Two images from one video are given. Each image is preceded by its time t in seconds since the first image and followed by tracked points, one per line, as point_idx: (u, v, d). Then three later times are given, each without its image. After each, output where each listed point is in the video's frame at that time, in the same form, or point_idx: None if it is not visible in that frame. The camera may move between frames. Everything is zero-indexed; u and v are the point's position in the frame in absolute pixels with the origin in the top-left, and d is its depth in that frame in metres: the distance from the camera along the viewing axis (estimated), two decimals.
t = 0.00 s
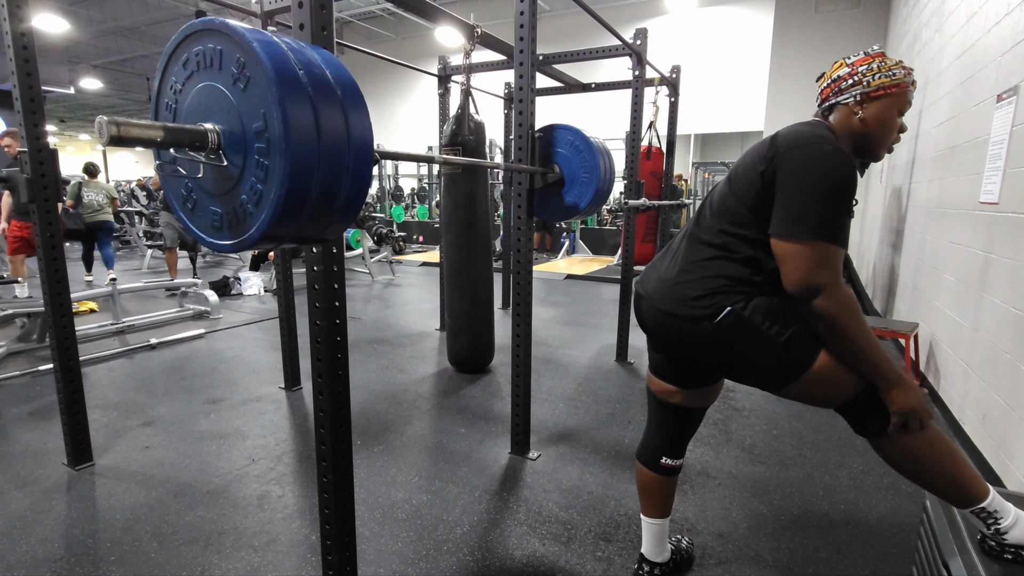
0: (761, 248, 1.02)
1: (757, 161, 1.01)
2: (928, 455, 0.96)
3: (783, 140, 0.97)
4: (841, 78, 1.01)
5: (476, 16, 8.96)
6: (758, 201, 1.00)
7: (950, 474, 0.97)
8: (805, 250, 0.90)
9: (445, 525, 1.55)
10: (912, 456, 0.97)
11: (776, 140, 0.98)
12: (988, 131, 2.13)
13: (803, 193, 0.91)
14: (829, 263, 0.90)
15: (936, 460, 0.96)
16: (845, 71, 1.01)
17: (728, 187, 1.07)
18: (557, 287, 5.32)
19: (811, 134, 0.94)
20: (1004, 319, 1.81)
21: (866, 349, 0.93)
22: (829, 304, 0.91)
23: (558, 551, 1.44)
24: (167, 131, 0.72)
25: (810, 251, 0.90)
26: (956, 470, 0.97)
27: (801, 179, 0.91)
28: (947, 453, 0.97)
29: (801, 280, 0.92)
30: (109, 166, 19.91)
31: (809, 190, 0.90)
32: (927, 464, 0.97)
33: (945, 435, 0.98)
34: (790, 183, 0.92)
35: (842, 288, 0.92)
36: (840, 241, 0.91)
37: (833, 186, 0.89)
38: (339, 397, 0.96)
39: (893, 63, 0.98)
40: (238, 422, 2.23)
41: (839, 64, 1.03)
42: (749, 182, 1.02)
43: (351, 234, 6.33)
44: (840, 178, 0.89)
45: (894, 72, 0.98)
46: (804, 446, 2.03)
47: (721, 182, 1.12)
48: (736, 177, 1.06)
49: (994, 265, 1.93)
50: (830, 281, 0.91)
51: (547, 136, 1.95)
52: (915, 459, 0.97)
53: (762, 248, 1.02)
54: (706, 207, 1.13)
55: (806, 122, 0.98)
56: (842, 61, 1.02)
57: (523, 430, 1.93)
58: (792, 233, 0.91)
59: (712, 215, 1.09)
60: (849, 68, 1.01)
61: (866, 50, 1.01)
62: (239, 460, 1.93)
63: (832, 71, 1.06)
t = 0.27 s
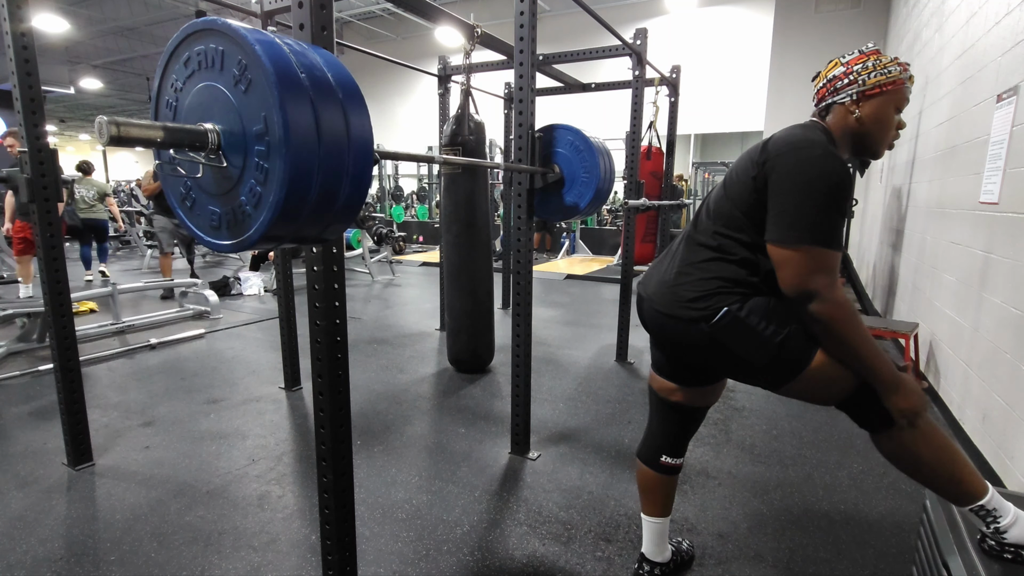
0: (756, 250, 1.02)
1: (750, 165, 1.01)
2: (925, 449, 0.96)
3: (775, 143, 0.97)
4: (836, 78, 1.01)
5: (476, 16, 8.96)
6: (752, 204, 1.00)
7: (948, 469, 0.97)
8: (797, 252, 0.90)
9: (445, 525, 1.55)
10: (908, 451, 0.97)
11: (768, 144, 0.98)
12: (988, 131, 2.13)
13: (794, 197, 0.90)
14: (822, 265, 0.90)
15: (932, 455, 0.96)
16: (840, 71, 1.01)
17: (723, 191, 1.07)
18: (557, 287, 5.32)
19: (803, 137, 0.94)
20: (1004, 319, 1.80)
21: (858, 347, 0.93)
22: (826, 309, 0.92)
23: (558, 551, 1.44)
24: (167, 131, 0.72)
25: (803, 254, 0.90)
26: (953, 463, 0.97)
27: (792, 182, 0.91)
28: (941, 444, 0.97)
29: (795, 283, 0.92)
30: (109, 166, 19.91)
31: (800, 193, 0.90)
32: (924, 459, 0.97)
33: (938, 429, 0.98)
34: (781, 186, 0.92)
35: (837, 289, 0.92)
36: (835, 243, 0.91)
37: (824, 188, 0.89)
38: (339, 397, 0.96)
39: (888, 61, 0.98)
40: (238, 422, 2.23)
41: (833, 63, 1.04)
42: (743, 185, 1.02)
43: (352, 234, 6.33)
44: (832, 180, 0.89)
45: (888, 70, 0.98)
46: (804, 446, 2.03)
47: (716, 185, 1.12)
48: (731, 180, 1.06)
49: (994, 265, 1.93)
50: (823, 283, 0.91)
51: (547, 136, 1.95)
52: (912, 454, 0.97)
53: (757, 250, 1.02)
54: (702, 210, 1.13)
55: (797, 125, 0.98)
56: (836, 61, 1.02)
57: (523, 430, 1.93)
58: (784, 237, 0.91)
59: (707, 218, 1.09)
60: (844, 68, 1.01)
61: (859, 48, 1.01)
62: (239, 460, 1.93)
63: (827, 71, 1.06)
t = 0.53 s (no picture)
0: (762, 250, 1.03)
1: (757, 169, 1.02)
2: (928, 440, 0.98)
3: (783, 147, 0.97)
4: (839, 82, 1.01)
5: (476, 16, 8.96)
6: (759, 206, 1.01)
7: (951, 461, 0.98)
8: (806, 257, 0.89)
9: (445, 525, 1.55)
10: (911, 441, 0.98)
11: (776, 149, 0.99)
12: (987, 131, 2.13)
13: (803, 201, 0.90)
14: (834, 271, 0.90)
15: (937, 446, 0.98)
16: (842, 75, 1.01)
17: (729, 193, 1.08)
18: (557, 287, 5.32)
19: (812, 141, 0.94)
20: (1004, 319, 1.80)
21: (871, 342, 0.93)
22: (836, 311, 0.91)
23: (558, 551, 1.44)
24: (166, 131, 0.72)
25: (813, 257, 0.89)
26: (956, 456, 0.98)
27: (801, 185, 0.91)
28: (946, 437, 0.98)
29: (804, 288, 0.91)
30: (109, 166, 19.91)
31: (809, 197, 0.90)
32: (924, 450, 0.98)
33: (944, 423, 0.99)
34: (790, 189, 0.93)
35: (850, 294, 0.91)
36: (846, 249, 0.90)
37: (835, 193, 0.89)
38: (339, 397, 0.96)
39: (890, 62, 0.98)
40: (238, 422, 2.23)
41: (835, 68, 1.04)
42: (751, 188, 1.02)
43: (351, 234, 6.33)
44: (842, 184, 0.89)
45: (892, 72, 0.98)
46: (804, 446, 2.03)
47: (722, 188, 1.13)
48: (738, 184, 1.07)
49: (994, 265, 1.93)
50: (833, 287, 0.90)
51: (547, 136, 1.95)
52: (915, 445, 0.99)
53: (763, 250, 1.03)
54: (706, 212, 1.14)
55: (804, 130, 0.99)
56: (838, 65, 1.02)
57: (523, 430, 1.93)
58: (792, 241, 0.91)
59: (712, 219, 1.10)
60: (847, 72, 1.01)
61: (860, 51, 1.01)
62: (239, 459, 1.93)
63: (828, 74, 1.06)
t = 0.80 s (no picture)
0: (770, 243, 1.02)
1: (754, 163, 1.02)
2: (931, 434, 0.99)
3: (778, 139, 0.98)
4: (816, 66, 1.02)
5: (476, 16, 8.96)
6: (759, 200, 1.01)
7: (955, 458, 0.99)
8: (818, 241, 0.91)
9: (445, 525, 1.55)
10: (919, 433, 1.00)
11: (770, 141, 0.99)
12: (987, 131, 2.13)
13: (804, 188, 0.92)
14: (847, 250, 0.92)
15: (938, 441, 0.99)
16: (818, 59, 1.02)
17: (729, 188, 1.08)
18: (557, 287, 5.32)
19: (806, 130, 0.94)
20: (1003, 319, 1.81)
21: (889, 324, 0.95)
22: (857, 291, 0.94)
23: (558, 551, 1.44)
24: (166, 131, 0.72)
25: (826, 241, 0.91)
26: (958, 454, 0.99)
27: (803, 174, 0.92)
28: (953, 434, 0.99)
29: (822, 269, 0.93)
30: (109, 166, 19.91)
31: (812, 185, 0.91)
32: (928, 445, 1.00)
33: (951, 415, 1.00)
34: (792, 180, 0.93)
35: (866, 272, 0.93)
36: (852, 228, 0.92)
37: (836, 178, 0.90)
38: (339, 397, 0.96)
39: (863, 43, 1.00)
40: (238, 422, 2.23)
41: (810, 53, 1.05)
42: (749, 183, 1.02)
43: (352, 234, 6.33)
44: (840, 168, 0.91)
45: (865, 52, 0.99)
46: (804, 446, 2.03)
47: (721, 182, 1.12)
48: (736, 178, 1.07)
49: (994, 265, 1.93)
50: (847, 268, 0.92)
51: (547, 136, 1.95)
52: (922, 440, 1.00)
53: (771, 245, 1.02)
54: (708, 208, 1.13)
55: (793, 120, 1.00)
56: (813, 50, 1.03)
57: (523, 430, 1.93)
58: (801, 230, 0.92)
59: (716, 216, 1.09)
60: (821, 56, 1.03)
61: (833, 34, 1.03)
62: (239, 460, 1.93)
63: (803, 60, 1.07)
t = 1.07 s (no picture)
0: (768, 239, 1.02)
1: (731, 163, 1.04)
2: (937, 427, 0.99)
3: (751, 136, 1.00)
4: (776, 61, 1.05)
5: (476, 16, 8.96)
6: (746, 197, 1.01)
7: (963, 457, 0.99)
8: (804, 222, 0.92)
9: (445, 525, 1.55)
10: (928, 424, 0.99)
11: (743, 140, 1.02)
12: (988, 131, 2.13)
13: (782, 174, 0.93)
14: (831, 230, 0.92)
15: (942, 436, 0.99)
16: (778, 54, 1.04)
17: (715, 191, 1.09)
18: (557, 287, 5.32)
19: (776, 123, 0.97)
20: (1004, 319, 1.80)
21: (894, 311, 0.95)
22: (852, 269, 0.93)
23: (558, 551, 1.44)
24: (166, 131, 0.72)
25: (813, 224, 0.92)
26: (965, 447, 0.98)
27: (781, 162, 0.93)
28: (962, 423, 0.98)
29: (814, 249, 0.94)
30: (109, 166, 19.91)
31: (791, 171, 0.92)
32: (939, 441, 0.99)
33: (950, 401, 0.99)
34: (771, 170, 0.94)
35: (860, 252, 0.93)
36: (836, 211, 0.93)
37: (813, 161, 0.92)
38: (339, 397, 0.96)
39: (820, 37, 1.01)
40: (238, 422, 2.23)
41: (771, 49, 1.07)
42: (731, 184, 1.04)
43: (352, 235, 6.33)
44: (813, 151, 0.93)
45: (822, 44, 1.01)
46: (804, 446, 2.03)
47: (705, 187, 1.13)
48: (718, 181, 1.08)
49: (994, 265, 1.93)
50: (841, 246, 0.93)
51: (547, 136, 1.95)
52: (936, 435, 0.99)
53: (768, 241, 1.02)
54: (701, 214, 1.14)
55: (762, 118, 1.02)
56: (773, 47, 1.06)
57: (523, 430, 1.93)
58: (790, 217, 0.93)
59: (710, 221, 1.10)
60: (780, 51, 1.05)
61: (792, 31, 1.05)
62: (239, 460, 1.93)
63: (767, 56, 1.10)
